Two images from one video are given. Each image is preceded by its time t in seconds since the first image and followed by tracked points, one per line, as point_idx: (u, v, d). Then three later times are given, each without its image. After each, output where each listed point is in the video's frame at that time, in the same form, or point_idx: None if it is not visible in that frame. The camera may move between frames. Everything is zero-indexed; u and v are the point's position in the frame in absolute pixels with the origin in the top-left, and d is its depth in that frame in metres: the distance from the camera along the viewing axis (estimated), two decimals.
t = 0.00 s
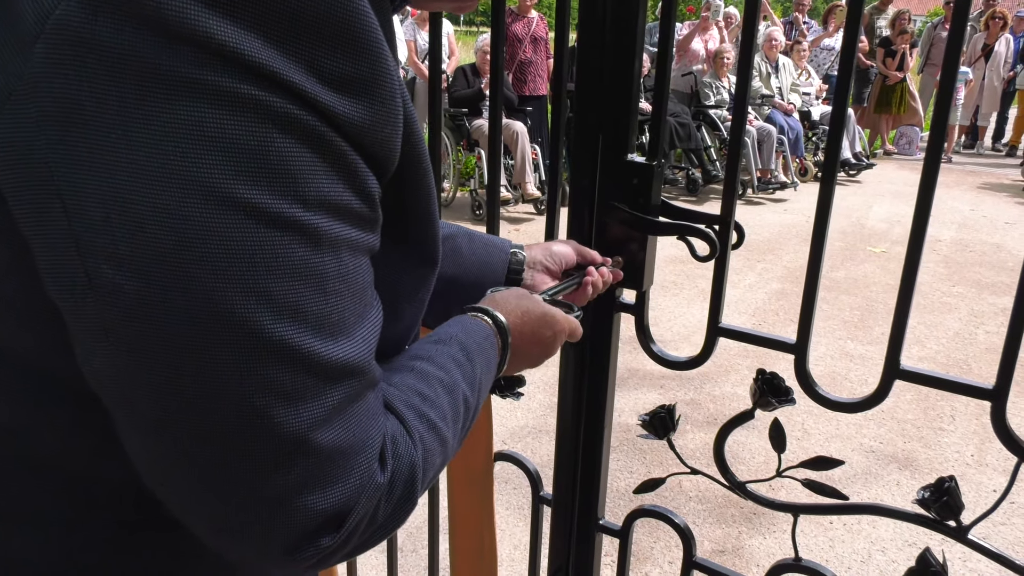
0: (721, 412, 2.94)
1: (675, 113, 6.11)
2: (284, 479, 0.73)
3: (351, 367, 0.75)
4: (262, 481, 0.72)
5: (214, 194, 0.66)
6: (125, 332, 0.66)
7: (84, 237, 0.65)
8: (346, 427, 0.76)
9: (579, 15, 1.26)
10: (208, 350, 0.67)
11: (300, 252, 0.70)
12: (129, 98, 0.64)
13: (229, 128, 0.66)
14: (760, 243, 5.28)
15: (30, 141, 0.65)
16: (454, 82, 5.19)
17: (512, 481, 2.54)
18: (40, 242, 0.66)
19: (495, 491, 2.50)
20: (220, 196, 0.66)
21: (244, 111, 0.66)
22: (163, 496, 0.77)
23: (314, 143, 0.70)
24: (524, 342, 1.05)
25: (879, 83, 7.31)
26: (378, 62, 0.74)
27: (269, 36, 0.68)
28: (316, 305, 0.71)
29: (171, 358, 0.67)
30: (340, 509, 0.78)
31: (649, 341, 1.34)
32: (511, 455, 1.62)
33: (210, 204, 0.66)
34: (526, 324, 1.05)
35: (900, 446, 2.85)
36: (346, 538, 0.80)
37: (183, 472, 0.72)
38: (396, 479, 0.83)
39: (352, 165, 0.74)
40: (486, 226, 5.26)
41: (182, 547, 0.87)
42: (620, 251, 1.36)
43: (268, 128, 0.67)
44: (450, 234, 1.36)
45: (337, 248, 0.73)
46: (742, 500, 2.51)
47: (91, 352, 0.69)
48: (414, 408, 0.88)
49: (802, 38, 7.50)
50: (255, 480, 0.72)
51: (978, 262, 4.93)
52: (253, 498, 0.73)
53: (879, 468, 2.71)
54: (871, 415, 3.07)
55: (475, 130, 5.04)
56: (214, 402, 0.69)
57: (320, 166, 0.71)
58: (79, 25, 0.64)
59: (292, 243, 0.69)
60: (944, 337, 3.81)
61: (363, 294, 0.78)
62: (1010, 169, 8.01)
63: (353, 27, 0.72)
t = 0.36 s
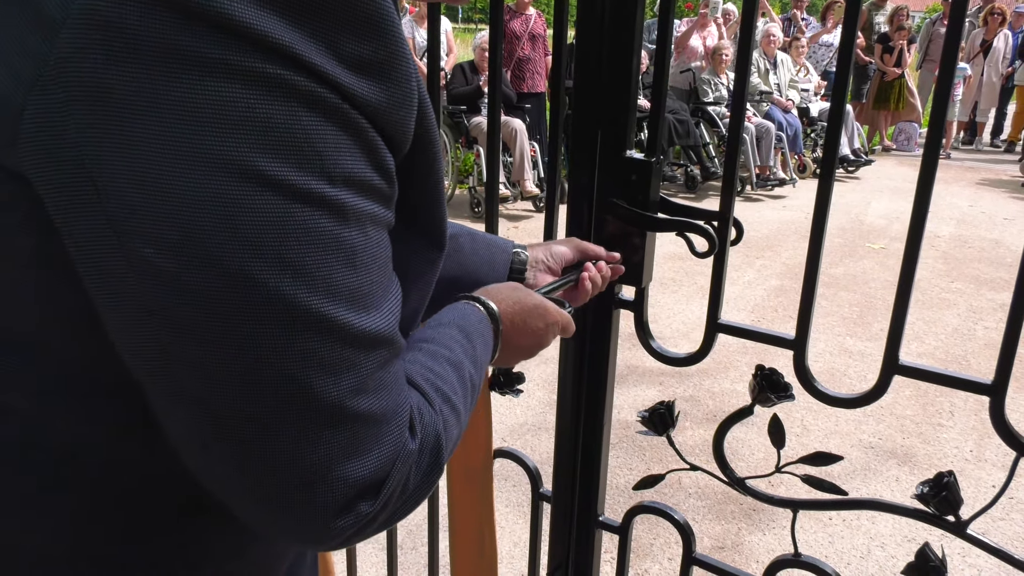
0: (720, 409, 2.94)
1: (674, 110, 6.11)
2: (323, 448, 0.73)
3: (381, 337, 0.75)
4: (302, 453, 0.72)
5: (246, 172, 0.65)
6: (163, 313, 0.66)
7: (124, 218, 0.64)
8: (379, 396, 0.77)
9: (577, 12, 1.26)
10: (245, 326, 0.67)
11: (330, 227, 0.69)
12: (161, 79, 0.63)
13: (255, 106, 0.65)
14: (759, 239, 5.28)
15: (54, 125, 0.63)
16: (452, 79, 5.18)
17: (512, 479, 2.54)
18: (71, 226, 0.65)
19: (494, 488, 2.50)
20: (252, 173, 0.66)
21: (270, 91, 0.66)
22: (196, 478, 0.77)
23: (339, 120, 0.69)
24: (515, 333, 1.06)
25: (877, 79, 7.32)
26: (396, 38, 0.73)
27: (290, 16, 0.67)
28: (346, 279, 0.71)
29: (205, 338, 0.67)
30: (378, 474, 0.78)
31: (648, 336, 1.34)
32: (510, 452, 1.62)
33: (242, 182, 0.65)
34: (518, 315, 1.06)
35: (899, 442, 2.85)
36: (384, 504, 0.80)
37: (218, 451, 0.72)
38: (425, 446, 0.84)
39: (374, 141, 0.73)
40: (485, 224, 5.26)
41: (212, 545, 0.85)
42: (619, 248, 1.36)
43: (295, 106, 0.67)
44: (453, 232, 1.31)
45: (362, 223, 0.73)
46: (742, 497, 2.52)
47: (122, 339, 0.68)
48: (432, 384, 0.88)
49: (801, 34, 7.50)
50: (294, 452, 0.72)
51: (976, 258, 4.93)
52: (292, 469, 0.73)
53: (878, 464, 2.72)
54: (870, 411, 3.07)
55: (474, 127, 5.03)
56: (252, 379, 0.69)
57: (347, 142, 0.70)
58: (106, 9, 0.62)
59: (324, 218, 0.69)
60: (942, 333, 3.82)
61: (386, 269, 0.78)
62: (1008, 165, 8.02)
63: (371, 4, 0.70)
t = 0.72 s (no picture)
0: (718, 407, 2.95)
1: (670, 109, 6.12)
2: (315, 429, 0.73)
3: (380, 320, 0.76)
4: (300, 432, 0.73)
5: (251, 151, 0.67)
6: (175, 295, 0.67)
7: (138, 195, 0.65)
8: (375, 379, 0.77)
9: (574, 11, 1.27)
10: (252, 306, 0.68)
11: (334, 207, 0.70)
12: (175, 60, 0.65)
13: (263, 87, 0.67)
14: (756, 239, 5.29)
15: (74, 109, 0.65)
16: (449, 78, 5.18)
17: (510, 478, 2.54)
18: (89, 209, 0.66)
19: (492, 488, 2.50)
20: (257, 153, 0.67)
21: (277, 72, 0.67)
22: (205, 463, 0.78)
23: (345, 104, 0.70)
24: (517, 334, 1.05)
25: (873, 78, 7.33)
26: (401, 27, 0.74)
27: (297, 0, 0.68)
28: (348, 261, 0.72)
29: (217, 322, 0.68)
30: (368, 459, 0.78)
31: (645, 335, 1.34)
32: (508, 451, 1.62)
33: (251, 160, 0.67)
34: (523, 317, 1.05)
35: (896, 440, 2.86)
36: (371, 490, 0.80)
37: (223, 434, 0.72)
38: (416, 433, 0.84)
39: (378, 127, 0.74)
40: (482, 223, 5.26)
41: (217, 529, 0.87)
42: (619, 246, 1.37)
43: (301, 88, 0.68)
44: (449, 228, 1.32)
45: (365, 207, 0.73)
46: (739, 495, 2.52)
47: (139, 328, 0.69)
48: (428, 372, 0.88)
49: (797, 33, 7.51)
50: (292, 432, 0.72)
51: (973, 256, 4.95)
52: (283, 449, 0.73)
53: (875, 462, 2.72)
54: (867, 410, 3.08)
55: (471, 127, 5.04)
56: (257, 358, 0.70)
57: (350, 125, 0.71)
58: None
59: (327, 199, 0.70)
60: (938, 331, 3.83)
61: (387, 255, 0.78)
62: (1003, 163, 8.04)
63: None
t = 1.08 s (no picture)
0: (712, 410, 2.95)
1: (666, 113, 6.13)
2: (298, 418, 0.73)
3: (363, 313, 0.76)
4: (280, 421, 0.73)
5: (236, 141, 0.67)
6: (165, 283, 0.68)
7: (126, 185, 0.66)
8: (358, 371, 0.77)
9: (564, 15, 1.27)
10: (236, 293, 0.69)
11: (317, 199, 0.71)
12: (166, 55, 0.66)
13: (249, 78, 0.67)
14: (751, 242, 5.29)
15: (68, 99, 0.66)
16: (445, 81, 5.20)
17: (504, 481, 2.54)
18: (85, 200, 0.67)
19: (486, 491, 2.50)
20: (242, 143, 0.67)
21: (263, 65, 0.68)
22: (197, 455, 0.78)
23: (329, 98, 0.71)
24: (515, 337, 1.05)
25: (868, 81, 7.35)
26: (388, 26, 0.75)
27: None
28: (331, 253, 0.72)
29: (202, 306, 0.69)
30: (350, 450, 0.78)
31: (636, 339, 1.34)
32: (500, 454, 1.62)
33: (233, 151, 0.67)
34: (519, 321, 1.05)
35: (890, 443, 2.87)
36: (355, 481, 0.79)
37: (212, 423, 0.73)
38: (401, 426, 0.83)
39: (365, 123, 0.75)
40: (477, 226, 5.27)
41: (211, 513, 0.89)
42: (608, 251, 1.36)
43: (286, 80, 0.69)
44: (445, 229, 1.36)
45: (350, 200, 0.74)
46: (733, 498, 2.52)
47: (134, 322, 0.70)
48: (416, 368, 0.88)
49: (792, 37, 7.53)
50: (273, 421, 0.73)
51: (968, 259, 4.95)
52: (263, 436, 0.73)
53: (869, 464, 2.73)
54: (861, 412, 3.09)
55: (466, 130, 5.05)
56: (243, 348, 0.70)
57: (337, 119, 0.72)
58: None
59: (311, 190, 0.70)
60: (933, 334, 3.83)
61: (373, 250, 0.78)
62: (998, 166, 8.05)
63: None
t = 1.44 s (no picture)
0: (708, 411, 2.95)
1: (662, 114, 6.14)
2: (299, 399, 0.73)
3: (365, 295, 0.76)
4: (281, 402, 0.73)
5: (238, 119, 0.68)
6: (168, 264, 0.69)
7: (126, 164, 0.67)
8: (359, 355, 0.77)
9: (557, 17, 1.27)
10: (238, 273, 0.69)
11: (319, 178, 0.71)
12: (167, 35, 0.67)
13: (250, 56, 0.68)
14: (747, 243, 5.30)
15: (69, 81, 0.67)
16: (441, 83, 5.20)
17: (501, 482, 2.54)
18: (90, 187, 0.68)
19: (482, 492, 2.50)
20: (243, 121, 0.68)
21: (264, 43, 0.68)
22: (199, 443, 0.79)
23: (330, 76, 0.71)
24: (505, 351, 1.05)
25: (864, 82, 7.36)
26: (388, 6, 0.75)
27: None
28: (333, 233, 0.72)
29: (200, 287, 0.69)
30: (352, 434, 0.78)
31: (630, 341, 1.34)
32: (496, 456, 1.62)
33: (236, 128, 0.68)
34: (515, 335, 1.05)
35: (886, 444, 2.87)
36: (356, 465, 0.79)
37: (215, 409, 0.73)
38: (402, 414, 0.84)
39: (365, 103, 0.75)
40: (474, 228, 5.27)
41: (214, 510, 0.89)
42: (602, 253, 1.36)
43: (288, 58, 0.69)
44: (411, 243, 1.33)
45: (351, 181, 0.74)
46: (729, 499, 2.53)
47: (140, 314, 0.71)
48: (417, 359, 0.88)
49: (788, 38, 7.54)
50: (273, 403, 0.73)
51: (964, 260, 4.96)
52: (265, 419, 0.73)
53: (865, 465, 2.73)
54: (857, 413, 3.09)
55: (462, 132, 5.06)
56: (243, 329, 0.70)
57: (338, 98, 0.72)
58: None
59: (312, 169, 0.70)
60: (928, 334, 3.84)
61: (374, 232, 0.78)
62: (994, 167, 8.06)
63: None
